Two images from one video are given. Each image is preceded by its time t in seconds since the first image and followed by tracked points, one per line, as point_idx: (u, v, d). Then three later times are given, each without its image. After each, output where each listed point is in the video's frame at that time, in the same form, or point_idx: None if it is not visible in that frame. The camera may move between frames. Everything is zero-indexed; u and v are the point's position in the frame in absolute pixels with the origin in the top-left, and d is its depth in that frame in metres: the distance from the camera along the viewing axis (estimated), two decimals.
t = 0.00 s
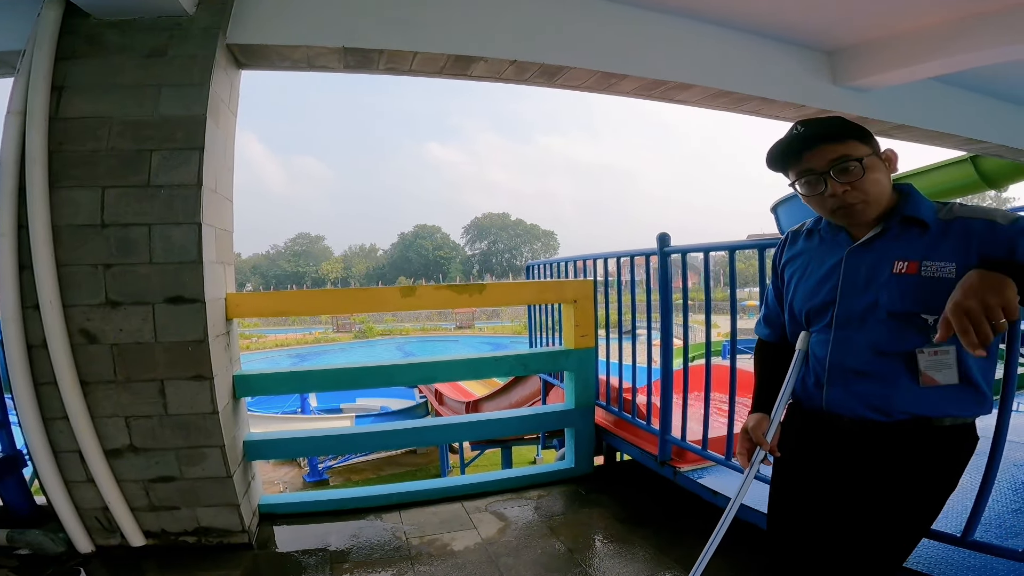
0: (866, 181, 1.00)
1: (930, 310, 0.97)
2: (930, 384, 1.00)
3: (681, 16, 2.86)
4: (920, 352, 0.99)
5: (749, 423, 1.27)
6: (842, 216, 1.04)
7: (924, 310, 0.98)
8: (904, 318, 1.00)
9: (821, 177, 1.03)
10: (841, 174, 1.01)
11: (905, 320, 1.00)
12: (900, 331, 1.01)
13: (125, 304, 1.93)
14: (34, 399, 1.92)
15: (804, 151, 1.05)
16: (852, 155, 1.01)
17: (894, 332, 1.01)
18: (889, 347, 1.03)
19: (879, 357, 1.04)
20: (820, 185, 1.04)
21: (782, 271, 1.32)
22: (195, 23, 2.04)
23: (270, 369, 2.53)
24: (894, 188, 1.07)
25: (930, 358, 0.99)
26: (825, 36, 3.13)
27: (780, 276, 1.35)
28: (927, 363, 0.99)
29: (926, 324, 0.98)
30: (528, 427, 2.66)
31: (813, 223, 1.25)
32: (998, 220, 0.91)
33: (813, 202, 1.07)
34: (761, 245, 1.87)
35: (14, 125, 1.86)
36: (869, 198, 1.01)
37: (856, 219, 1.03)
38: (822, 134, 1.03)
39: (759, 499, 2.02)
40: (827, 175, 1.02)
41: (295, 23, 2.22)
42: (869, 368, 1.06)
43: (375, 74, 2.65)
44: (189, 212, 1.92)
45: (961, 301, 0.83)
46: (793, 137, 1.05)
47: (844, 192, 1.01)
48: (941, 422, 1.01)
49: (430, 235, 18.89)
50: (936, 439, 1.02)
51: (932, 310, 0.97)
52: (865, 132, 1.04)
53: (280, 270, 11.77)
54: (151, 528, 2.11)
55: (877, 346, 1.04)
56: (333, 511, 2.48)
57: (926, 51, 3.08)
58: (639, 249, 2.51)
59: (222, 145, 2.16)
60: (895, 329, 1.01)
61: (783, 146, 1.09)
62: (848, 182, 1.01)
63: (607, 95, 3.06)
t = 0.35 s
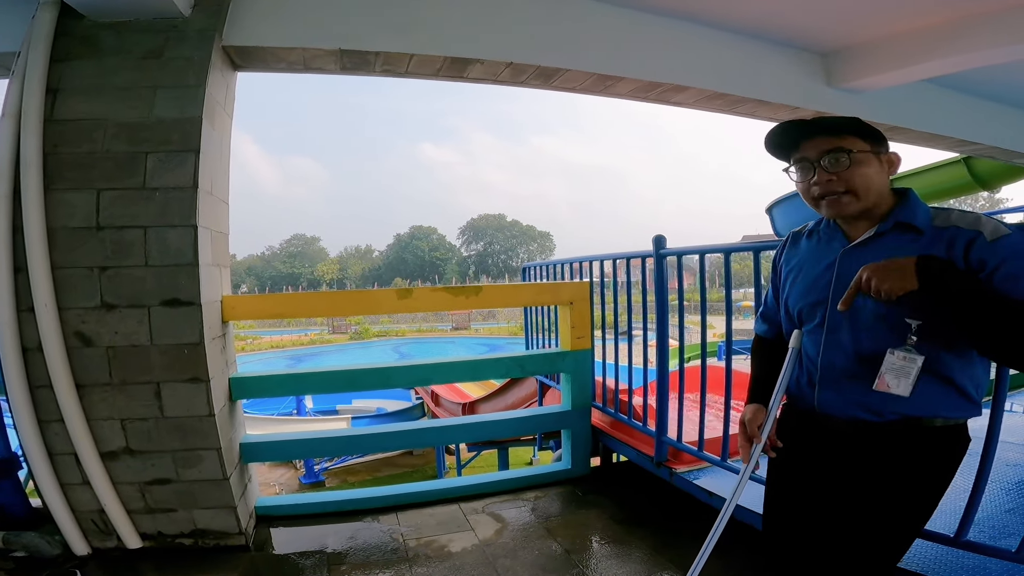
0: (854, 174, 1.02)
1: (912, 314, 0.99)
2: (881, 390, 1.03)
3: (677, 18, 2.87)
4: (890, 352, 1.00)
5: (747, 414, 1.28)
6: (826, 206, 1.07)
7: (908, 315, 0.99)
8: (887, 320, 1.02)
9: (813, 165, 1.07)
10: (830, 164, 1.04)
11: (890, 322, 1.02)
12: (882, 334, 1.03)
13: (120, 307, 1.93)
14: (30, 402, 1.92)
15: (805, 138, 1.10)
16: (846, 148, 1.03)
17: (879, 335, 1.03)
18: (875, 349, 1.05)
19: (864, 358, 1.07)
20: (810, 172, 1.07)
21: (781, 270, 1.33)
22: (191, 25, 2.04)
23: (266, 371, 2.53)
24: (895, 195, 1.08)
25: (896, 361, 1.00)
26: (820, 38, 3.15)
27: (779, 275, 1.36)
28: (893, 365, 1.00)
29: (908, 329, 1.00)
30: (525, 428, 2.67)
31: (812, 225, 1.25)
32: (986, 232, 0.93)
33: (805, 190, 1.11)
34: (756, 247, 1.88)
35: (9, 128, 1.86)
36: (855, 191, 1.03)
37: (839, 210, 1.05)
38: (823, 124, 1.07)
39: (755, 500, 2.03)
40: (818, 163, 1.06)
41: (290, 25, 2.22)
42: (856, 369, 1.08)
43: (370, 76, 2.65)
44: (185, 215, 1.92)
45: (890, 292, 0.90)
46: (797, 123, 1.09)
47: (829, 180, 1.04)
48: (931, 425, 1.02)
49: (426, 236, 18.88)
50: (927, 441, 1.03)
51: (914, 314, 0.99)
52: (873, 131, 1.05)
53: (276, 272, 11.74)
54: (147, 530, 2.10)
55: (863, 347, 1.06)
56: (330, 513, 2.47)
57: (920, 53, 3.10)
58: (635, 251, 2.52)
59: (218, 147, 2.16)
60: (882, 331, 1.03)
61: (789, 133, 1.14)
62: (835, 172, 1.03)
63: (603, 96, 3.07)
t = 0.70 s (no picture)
0: (870, 168, 1.02)
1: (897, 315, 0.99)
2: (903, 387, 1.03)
3: (673, 19, 2.89)
4: (892, 355, 1.02)
5: (742, 387, 1.28)
6: (837, 197, 1.05)
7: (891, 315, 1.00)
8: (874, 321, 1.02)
9: (829, 155, 1.05)
10: (849, 156, 1.03)
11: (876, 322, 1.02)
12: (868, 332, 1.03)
13: (116, 308, 1.93)
14: (25, 403, 1.91)
15: (819, 127, 1.06)
16: (863, 142, 1.03)
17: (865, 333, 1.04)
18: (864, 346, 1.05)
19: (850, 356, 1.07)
20: (826, 162, 1.05)
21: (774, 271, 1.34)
22: (187, 26, 2.04)
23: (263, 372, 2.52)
24: (885, 196, 1.08)
25: (900, 361, 1.02)
26: (815, 40, 3.17)
27: (772, 276, 1.37)
28: (899, 365, 1.02)
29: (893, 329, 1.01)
30: (521, 429, 2.67)
31: (803, 226, 1.26)
32: (968, 239, 0.94)
33: (812, 180, 1.08)
34: (750, 248, 1.89)
35: (4, 128, 1.86)
36: (869, 185, 1.03)
37: (849, 202, 1.04)
38: (840, 114, 1.05)
39: (751, 499, 2.04)
40: (837, 154, 1.04)
41: (287, 26, 2.22)
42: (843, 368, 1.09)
43: (367, 77, 2.65)
44: (180, 216, 1.92)
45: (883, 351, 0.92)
46: (813, 112, 1.07)
47: (848, 172, 1.03)
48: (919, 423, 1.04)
49: (423, 238, 18.88)
50: (917, 440, 1.04)
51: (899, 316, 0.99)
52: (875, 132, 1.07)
53: (273, 273, 11.73)
54: (143, 531, 2.10)
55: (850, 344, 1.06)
56: (326, 514, 2.47)
57: (915, 54, 3.12)
58: (631, 252, 2.53)
59: (214, 148, 2.16)
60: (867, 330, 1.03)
61: (798, 120, 1.10)
62: (854, 165, 1.02)
63: (599, 97, 3.08)
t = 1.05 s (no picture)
0: (864, 170, 1.04)
1: (896, 312, 0.99)
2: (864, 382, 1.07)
3: (670, 20, 2.90)
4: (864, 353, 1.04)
5: (746, 385, 1.27)
6: (834, 199, 1.06)
7: (889, 311, 1.00)
8: (872, 317, 1.02)
9: (826, 158, 1.05)
10: (846, 159, 1.03)
11: (872, 318, 1.02)
12: (865, 329, 1.03)
13: (115, 307, 1.93)
14: (23, 402, 1.92)
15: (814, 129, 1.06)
16: (857, 143, 1.04)
17: (862, 330, 1.04)
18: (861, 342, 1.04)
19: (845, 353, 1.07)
20: (823, 165, 1.05)
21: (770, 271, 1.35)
22: (186, 25, 2.04)
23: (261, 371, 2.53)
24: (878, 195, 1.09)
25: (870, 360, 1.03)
26: (812, 40, 3.18)
27: (767, 276, 1.38)
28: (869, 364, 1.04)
29: (889, 324, 1.00)
30: (520, 427, 2.68)
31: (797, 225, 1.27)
32: (961, 235, 0.95)
33: (809, 182, 1.09)
34: (747, 247, 1.90)
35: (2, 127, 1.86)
36: (864, 186, 1.04)
37: (846, 203, 1.05)
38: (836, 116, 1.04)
39: (748, 497, 2.05)
40: (832, 156, 1.04)
41: (287, 26, 2.23)
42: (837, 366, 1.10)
43: (366, 77, 2.66)
44: (179, 215, 1.92)
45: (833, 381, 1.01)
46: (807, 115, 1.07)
47: (844, 174, 1.04)
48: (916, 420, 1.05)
49: (422, 238, 18.89)
50: (914, 437, 1.05)
51: (898, 312, 0.99)
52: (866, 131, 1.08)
53: (271, 272, 11.72)
54: (141, 530, 2.10)
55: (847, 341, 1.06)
56: (325, 513, 2.48)
57: (911, 54, 3.13)
58: (629, 251, 2.54)
59: (213, 148, 2.16)
60: (864, 328, 1.04)
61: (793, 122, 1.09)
62: (850, 167, 1.03)
63: (597, 97, 3.09)
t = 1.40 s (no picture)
0: (875, 169, 1.04)
1: (897, 315, 1.00)
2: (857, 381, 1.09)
3: (671, 23, 2.91)
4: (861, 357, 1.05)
5: (748, 393, 1.27)
6: (839, 194, 1.07)
7: (891, 315, 1.00)
8: (874, 322, 1.03)
9: (838, 151, 1.06)
10: (859, 155, 1.04)
11: (875, 322, 1.03)
12: (867, 333, 1.04)
13: (119, 310, 1.93)
14: (28, 404, 1.92)
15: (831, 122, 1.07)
16: (873, 143, 1.05)
17: (864, 334, 1.04)
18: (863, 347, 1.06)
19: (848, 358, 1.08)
20: (835, 158, 1.06)
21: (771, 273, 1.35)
22: (190, 29, 2.05)
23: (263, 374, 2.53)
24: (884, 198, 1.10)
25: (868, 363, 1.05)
26: (812, 42, 3.19)
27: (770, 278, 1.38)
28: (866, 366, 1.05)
29: (890, 327, 1.01)
30: (522, 429, 2.68)
31: (800, 229, 1.27)
32: (956, 239, 0.97)
33: (818, 175, 1.09)
34: (749, 250, 1.90)
35: (8, 130, 1.87)
36: (872, 185, 1.05)
37: (852, 199, 1.06)
38: (856, 112, 1.05)
39: (751, 499, 2.05)
40: (845, 152, 1.05)
41: (291, 30, 2.24)
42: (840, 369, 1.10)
43: (369, 80, 2.67)
44: (183, 218, 1.93)
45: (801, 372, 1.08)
46: (826, 109, 1.07)
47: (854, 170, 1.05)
48: (919, 423, 1.06)
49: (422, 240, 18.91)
50: (917, 440, 1.05)
51: (899, 316, 1.00)
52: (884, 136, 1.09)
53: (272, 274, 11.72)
54: (146, 532, 2.10)
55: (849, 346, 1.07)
56: (328, 515, 2.48)
57: (911, 57, 3.15)
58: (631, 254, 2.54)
59: (217, 152, 2.17)
60: (866, 331, 1.04)
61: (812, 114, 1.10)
62: (860, 164, 1.04)
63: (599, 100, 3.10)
